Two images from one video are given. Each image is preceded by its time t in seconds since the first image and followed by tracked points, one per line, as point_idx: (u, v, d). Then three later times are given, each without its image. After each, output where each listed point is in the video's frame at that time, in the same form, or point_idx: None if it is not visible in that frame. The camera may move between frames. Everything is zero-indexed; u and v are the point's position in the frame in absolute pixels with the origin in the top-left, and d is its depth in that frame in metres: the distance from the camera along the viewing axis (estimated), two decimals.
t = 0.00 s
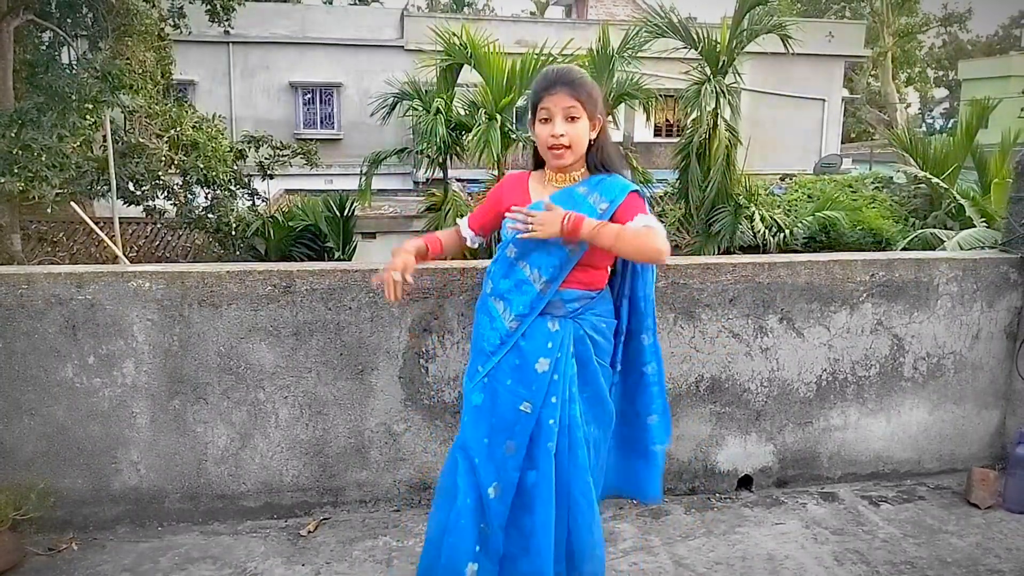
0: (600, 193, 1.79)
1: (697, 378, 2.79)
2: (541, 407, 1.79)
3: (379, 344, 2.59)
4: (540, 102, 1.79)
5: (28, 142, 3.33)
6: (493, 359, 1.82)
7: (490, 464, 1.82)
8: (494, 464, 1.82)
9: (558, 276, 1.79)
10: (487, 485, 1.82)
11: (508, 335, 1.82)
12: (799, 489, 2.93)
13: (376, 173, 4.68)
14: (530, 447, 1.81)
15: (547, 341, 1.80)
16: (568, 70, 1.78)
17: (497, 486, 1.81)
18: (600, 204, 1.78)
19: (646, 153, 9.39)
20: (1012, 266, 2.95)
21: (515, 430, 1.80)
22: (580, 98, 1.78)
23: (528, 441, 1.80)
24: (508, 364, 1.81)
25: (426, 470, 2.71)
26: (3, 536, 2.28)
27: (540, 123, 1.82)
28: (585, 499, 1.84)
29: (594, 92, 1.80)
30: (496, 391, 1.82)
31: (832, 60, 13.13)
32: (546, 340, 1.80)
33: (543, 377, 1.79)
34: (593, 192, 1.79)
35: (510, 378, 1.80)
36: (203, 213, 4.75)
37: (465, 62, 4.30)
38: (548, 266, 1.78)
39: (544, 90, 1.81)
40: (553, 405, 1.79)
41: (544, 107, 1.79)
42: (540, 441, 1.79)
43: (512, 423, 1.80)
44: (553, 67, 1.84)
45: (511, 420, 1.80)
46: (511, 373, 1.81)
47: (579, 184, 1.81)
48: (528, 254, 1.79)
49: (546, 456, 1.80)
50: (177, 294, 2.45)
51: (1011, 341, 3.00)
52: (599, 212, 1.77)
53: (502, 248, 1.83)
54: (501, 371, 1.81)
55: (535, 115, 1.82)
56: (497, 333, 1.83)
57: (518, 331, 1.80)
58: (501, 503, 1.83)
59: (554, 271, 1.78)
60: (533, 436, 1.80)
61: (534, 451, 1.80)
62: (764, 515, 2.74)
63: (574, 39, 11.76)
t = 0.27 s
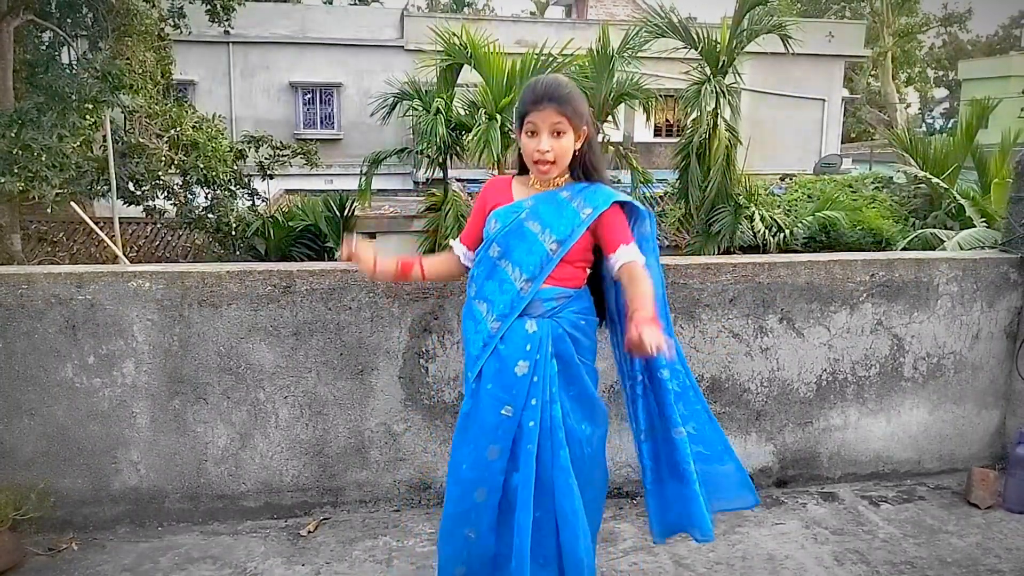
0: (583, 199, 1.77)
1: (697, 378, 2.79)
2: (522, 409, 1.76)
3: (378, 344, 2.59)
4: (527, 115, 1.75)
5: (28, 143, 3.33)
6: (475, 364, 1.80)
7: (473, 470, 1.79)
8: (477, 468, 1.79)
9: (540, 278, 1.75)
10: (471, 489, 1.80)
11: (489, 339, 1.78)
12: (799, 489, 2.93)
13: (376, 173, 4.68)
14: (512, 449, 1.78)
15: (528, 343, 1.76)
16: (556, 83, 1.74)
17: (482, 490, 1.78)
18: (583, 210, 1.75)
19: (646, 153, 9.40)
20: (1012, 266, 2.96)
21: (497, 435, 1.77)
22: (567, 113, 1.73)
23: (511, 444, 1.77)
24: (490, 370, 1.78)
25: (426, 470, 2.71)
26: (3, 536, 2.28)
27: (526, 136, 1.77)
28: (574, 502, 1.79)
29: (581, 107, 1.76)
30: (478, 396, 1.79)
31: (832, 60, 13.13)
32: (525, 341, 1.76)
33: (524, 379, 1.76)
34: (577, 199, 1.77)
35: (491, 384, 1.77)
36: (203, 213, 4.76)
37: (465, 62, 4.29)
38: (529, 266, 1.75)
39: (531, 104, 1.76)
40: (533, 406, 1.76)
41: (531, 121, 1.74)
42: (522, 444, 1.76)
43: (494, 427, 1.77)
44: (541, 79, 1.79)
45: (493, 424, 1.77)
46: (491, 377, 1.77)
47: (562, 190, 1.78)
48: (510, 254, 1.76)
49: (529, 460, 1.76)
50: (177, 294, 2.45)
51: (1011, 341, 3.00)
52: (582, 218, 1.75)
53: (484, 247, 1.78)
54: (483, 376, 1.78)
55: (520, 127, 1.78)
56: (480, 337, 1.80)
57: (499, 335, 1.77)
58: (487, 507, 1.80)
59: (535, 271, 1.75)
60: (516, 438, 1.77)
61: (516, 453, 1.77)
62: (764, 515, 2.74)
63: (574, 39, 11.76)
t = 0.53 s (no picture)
0: (571, 199, 1.77)
1: (697, 378, 2.79)
2: (523, 406, 1.76)
3: (379, 345, 2.59)
4: (514, 112, 1.76)
5: (28, 143, 3.33)
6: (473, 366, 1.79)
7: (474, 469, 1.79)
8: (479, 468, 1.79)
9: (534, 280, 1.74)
10: (473, 489, 1.79)
11: (486, 340, 1.78)
12: (799, 489, 2.93)
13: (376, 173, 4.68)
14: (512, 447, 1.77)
15: (526, 340, 1.76)
16: (544, 83, 1.76)
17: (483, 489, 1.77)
18: (573, 211, 1.76)
19: (645, 153, 9.39)
20: (1012, 266, 2.96)
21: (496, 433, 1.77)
22: (554, 113, 1.75)
23: (511, 441, 1.77)
24: (488, 369, 1.77)
25: (426, 470, 2.71)
26: (3, 536, 2.28)
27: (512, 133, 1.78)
28: (573, 495, 1.77)
29: (568, 108, 1.77)
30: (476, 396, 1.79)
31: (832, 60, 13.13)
32: (524, 339, 1.76)
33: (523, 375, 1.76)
34: (564, 200, 1.77)
35: (489, 381, 1.77)
36: (203, 213, 4.76)
37: (465, 62, 4.29)
38: (523, 268, 1.73)
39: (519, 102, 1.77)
40: (534, 402, 1.76)
41: (518, 117, 1.75)
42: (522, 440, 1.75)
43: (495, 425, 1.77)
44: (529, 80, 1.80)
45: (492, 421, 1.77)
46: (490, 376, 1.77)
47: (548, 190, 1.77)
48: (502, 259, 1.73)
49: (529, 455, 1.75)
50: (177, 294, 2.45)
51: (1011, 341, 3.00)
52: (571, 218, 1.76)
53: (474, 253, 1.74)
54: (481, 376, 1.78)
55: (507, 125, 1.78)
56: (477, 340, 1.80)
57: (497, 335, 1.76)
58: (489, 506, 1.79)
59: (529, 274, 1.73)
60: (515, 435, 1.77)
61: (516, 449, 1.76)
62: (764, 515, 2.74)
63: (574, 39, 11.76)
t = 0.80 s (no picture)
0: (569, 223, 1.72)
1: (697, 378, 2.79)
2: (530, 431, 1.73)
3: (379, 345, 2.59)
4: (512, 118, 1.70)
5: (28, 143, 3.33)
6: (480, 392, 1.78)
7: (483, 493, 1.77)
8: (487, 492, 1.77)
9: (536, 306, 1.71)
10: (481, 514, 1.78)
11: (491, 367, 1.76)
12: (799, 489, 2.93)
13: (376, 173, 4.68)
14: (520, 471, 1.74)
15: (533, 365, 1.74)
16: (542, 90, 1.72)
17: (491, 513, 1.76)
18: (571, 235, 1.71)
19: (645, 153, 9.40)
20: (1012, 266, 2.96)
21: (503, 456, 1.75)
22: (553, 119, 1.71)
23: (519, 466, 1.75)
24: (495, 394, 1.75)
25: (426, 470, 2.71)
26: (3, 536, 2.28)
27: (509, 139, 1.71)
28: (585, 518, 1.74)
29: (566, 118, 1.74)
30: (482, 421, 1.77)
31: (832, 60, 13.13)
32: (531, 364, 1.74)
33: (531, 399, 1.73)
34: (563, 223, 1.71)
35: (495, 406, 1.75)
36: (203, 213, 4.77)
37: (465, 62, 4.29)
38: (526, 297, 1.70)
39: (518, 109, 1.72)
40: (542, 427, 1.73)
41: (515, 121, 1.69)
42: (529, 465, 1.72)
43: (503, 451, 1.74)
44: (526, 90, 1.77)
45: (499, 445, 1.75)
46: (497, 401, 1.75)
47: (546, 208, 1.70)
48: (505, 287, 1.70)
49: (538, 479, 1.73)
50: (177, 294, 2.45)
51: (1011, 341, 3.00)
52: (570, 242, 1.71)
53: (478, 287, 1.72)
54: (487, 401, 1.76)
55: (505, 132, 1.72)
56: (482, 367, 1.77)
57: (502, 362, 1.74)
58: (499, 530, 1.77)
59: (531, 307, 1.71)
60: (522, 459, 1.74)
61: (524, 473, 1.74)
62: (764, 515, 2.74)
63: (574, 38, 11.76)
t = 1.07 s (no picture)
0: (573, 204, 1.73)
1: (697, 378, 2.79)
2: (530, 414, 1.74)
3: (379, 345, 2.59)
4: (512, 113, 1.70)
5: (28, 143, 3.33)
6: (480, 374, 1.77)
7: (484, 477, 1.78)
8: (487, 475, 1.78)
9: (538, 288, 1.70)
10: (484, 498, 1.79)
11: (491, 350, 1.75)
12: (799, 489, 2.93)
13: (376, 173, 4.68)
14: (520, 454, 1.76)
15: (533, 348, 1.74)
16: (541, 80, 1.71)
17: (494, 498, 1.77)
18: (575, 216, 1.72)
19: (645, 153, 9.39)
20: (1012, 266, 2.95)
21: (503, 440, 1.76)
22: (554, 112, 1.70)
23: (520, 450, 1.75)
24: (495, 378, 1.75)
25: (426, 470, 2.71)
26: (3, 536, 2.28)
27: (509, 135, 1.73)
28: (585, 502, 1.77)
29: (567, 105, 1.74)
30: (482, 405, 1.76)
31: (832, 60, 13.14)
32: (530, 346, 1.74)
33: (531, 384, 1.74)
34: (566, 204, 1.73)
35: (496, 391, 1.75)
36: (203, 213, 4.77)
37: (465, 62, 4.29)
38: (529, 278, 1.70)
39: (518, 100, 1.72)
40: (541, 410, 1.73)
41: (515, 117, 1.70)
42: (530, 449, 1.73)
43: (504, 434, 1.75)
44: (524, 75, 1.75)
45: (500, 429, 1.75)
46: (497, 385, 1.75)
47: (549, 194, 1.73)
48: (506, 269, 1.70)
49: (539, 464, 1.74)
50: (177, 294, 2.45)
51: (1011, 341, 3.00)
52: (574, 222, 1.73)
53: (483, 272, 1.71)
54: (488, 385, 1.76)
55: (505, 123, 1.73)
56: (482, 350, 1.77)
57: (502, 345, 1.73)
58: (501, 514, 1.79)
59: (533, 284, 1.70)
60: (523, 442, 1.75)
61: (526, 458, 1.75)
62: (764, 515, 2.74)
63: (574, 38, 11.76)
